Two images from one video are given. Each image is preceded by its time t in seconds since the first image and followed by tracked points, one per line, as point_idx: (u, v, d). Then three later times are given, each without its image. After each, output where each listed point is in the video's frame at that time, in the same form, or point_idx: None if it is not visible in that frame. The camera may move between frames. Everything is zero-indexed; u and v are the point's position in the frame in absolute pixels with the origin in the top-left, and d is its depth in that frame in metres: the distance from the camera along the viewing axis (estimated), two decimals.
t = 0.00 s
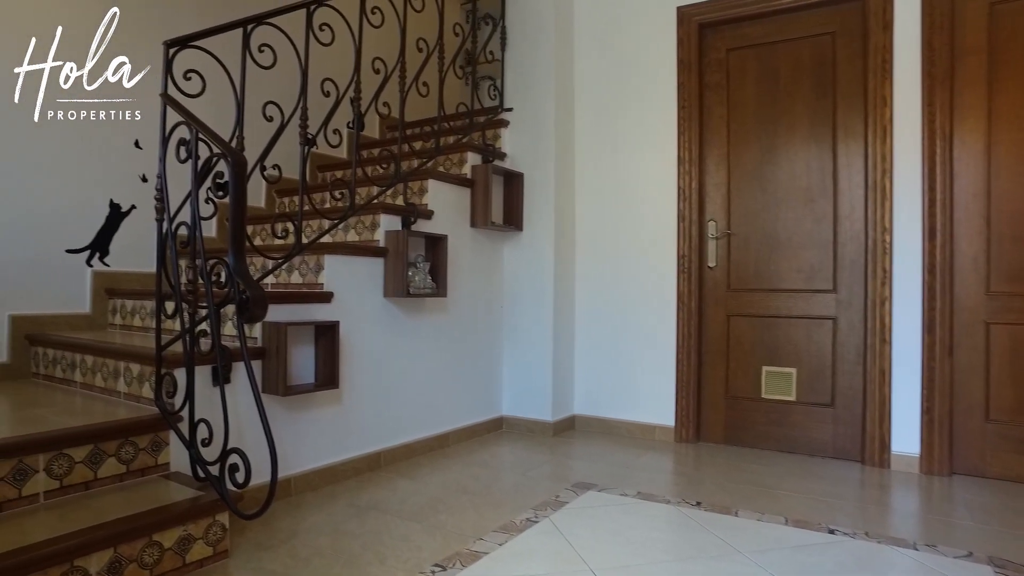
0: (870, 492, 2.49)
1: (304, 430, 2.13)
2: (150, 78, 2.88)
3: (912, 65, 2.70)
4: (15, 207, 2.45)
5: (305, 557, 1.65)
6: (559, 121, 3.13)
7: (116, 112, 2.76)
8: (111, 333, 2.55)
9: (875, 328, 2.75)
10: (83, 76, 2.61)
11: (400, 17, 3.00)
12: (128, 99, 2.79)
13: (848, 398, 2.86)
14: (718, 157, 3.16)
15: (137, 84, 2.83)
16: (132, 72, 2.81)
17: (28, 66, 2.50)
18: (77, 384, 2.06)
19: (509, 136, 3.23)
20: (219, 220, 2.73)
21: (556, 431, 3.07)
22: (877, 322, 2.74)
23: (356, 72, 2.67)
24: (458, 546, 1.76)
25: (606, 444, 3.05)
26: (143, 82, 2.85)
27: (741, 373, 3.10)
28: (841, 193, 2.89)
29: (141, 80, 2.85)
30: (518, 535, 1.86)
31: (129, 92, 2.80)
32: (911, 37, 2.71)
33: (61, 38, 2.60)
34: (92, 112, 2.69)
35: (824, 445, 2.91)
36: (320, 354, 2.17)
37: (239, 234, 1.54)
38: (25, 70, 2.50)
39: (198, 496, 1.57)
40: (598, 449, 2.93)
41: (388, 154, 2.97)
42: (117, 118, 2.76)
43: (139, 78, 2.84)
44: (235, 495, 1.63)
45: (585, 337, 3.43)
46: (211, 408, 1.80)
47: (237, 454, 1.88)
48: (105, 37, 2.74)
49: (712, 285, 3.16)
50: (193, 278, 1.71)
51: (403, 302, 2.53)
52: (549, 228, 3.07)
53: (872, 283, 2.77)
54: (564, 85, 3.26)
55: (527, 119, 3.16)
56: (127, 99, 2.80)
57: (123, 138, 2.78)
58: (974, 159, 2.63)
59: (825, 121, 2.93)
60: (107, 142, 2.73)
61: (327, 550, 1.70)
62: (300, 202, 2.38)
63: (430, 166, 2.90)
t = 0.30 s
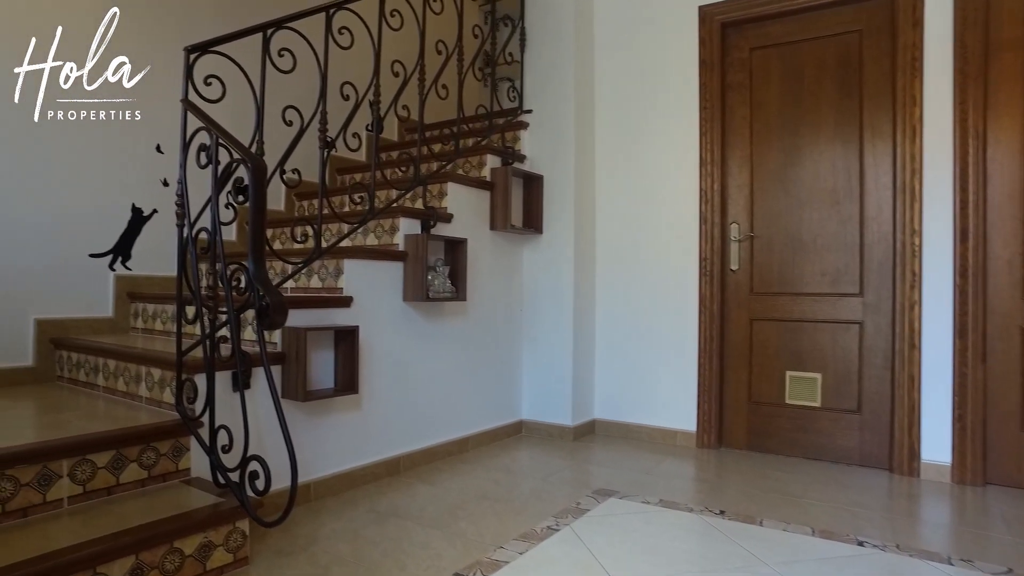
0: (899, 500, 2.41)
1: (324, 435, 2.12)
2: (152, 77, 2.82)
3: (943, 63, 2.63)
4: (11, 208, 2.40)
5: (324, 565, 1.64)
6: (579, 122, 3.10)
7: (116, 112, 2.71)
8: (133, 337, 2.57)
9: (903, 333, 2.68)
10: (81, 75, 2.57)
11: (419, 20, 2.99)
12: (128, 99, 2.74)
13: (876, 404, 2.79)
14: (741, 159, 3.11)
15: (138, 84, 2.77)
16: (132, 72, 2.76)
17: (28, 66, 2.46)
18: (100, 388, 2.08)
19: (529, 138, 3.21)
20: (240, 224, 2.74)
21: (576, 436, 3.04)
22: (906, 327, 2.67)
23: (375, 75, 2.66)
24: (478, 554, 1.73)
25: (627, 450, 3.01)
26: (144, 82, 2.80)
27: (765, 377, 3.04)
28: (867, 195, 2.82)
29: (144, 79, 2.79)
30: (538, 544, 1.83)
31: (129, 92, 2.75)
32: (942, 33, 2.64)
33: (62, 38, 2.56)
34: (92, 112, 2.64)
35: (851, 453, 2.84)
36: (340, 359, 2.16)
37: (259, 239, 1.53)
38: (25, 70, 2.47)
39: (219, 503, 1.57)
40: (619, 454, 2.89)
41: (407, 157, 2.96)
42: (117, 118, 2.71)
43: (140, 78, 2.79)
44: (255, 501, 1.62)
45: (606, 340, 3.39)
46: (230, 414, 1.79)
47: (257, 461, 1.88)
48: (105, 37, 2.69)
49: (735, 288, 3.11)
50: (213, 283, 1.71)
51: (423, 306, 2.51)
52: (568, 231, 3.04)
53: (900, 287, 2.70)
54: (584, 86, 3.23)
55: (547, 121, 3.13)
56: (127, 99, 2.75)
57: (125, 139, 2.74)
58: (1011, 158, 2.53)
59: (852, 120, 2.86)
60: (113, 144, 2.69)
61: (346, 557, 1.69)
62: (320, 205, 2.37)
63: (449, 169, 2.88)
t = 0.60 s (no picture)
0: (928, 511, 2.35)
1: (342, 440, 2.11)
2: (153, 77, 2.78)
3: (975, 61, 2.55)
4: (8, 209, 2.36)
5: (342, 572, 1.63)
6: (598, 124, 3.07)
7: (116, 112, 2.67)
8: (153, 341, 2.58)
9: (932, 339, 2.60)
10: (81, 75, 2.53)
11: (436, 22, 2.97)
12: (128, 99, 2.70)
13: (903, 411, 2.72)
14: (763, 160, 3.05)
15: (138, 84, 2.73)
16: (133, 72, 2.72)
17: (28, 66, 2.43)
18: (121, 393, 2.09)
19: (548, 140, 3.18)
20: (258, 228, 2.74)
21: (595, 440, 3.00)
22: (934, 333, 2.60)
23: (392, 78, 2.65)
24: (497, 564, 1.71)
25: (646, 455, 2.97)
26: (144, 82, 2.75)
27: (787, 383, 2.99)
28: (894, 197, 2.75)
29: (152, 81, 2.77)
30: (558, 553, 1.80)
31: (129, 92, 2.70)
32: (973, 30, 2.56)
33: (61, 38, 2.53)
34: (92, 112, 2.60)
35: (876, 461, 2.78)
36: (357, 365, 2.15)
37: (277, 246, 1.52)
38: (25, 70, 2.43)
39: (237, 509, 1.56)
40: (638, 460, 2.86)
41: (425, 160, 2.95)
42: (117, 118, 2.67)
43: (140, 78, 2.74)
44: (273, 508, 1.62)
45: (625, 344, 3.35)
46: (249, 420, 1.79)
47: (275, 467, 1.88)
48: (105, 37, 2.65)
49: (757, 292, 3.06)
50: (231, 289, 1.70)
51: (441, 310, 2.50)
52: (587, 234, 3.01)
53: (928, 291, 2.63)
54: (603, 87, 3.19)
55: (566, 123, 3.10)
56: (127, 99, 2.70)
57: (129, 140, 2.71)
58: None
59: (878, 121, 2.79)
60: (120, 146, 2.68)
61: (363, 565, 1.68)
62: (337, 210, 2.36)
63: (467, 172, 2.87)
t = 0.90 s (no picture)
0: (955, 522, 2.28)
1: (358, 446, 2.11)
2: (154, 77, 2.74)
3: (1004, 59, 2.48)
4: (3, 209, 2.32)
5: None
6: (615, 127, 3.04)
7: (116, 112, 2.63)
8: (172, 346, 2.60)
9: (958, 345, 2.54)
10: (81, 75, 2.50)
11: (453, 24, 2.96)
12: (128, 99, 2.66)
13: (928, 418, 2.66)
14: (783, 162, 3.00)
15: (138, 84, 2.69)
16: (132, 72, 2.68)
17: (28, 66, 2.41)
18: (139, 397, 2.10)
19: (565, 143, 3.16)
20: (275, 232, 2.75)
21: (612, 445, 2.98)
22: (960, 339, 2.53)
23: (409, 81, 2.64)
24: (515, 572, 1.69)
25: (664, 461, 2.93)
26: (144, 82, 2.71)
27: (808, 389, 2.93)
28: (918, 199, 2.69)
29: (159, 83, 2.76)
30: (576, 562, 1.78)
31: (128, 92, 2.66)
32: (1002, 27, 2.49)
33: (61, 38, 2.50)
34: (92, 112, 2.57)
35: (900, 469, 2.72)
36: (374, 370, 2.14)
37: (294, 253, 1.51)
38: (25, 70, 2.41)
39: (254, 516, 1.56)
40: (656, 465, 2.82)
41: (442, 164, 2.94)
42: (117, 118, 2.63)
43: (140, 78, 2.71)
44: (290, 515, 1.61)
45: (642, 348, 3.32)
46: (266, 426, 1.79)
47: (292, 472, 1.87)
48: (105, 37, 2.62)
49: (777, 296, 3.01)
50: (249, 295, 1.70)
51: (458, 315, 2.48)
52: (604, 237, 2.98)
53: (954, 295, 2.56)
54: (620, 90, 3.16)
55: (583, 126, 3.08)
56: (127, 99, 2.67)
57: (137, 143, 2.69)
58: None
59: (903, 122, 2.73)
60: (128, 148, 2.66)
61: (380, 572, 1.67)
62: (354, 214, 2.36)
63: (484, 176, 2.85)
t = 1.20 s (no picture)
0: (982, 535, 2.22)
1: (374, 453, 2.10)
2: (154, 77, 2.71)
3: None
4: (1, 210, 2.30)
5: None
6: (632, 130, 3.00)
7: (116, 112, 2.60)
8: (188, 351, 2.61)
9: (985, 353, 2.47)
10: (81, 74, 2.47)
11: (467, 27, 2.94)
12: (128, 99, 2.63)
13: (953, 427, 2.60)
14: (803, 165, 2.95)
15: (138, 84, 2.66)
16: (133, 72, 2.65)
17: (28, 66, 2.39)
18: (157, 404, 2.11)
19: (581, 146, 3.13)
20: (291, 237, 2.75)
21: (629, 452, 2.94)
22: (987, 346, 2.46)
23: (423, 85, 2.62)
24: None
25: (682, 467, 2.89)
26: (144, 82, 2.68)
27: (829, 396, 2.88)
28: (943, 203, 2.63)
29: (165, 85, 2.74)
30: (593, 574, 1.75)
31: (129, 92, 2.64)
32: None
33: (62, 38, 2.48)
34: (92, 112, 2.54)
35: (924, 478, 2.66)
36: (389, 378, 2.13)
37: (308, 262, 1.50)
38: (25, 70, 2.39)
39: (270, 526, 1.55)
40: (673, 472, 2.79)
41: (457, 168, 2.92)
42: (117, 118, 2.60)
43: (140, 78, 2.68)
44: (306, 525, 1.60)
45: (660, 353, 3.28)
46: (281, 434, 1.78)
47: (308, 480, 1.87)
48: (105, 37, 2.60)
49: (796, 301, 2.96)
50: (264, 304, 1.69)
51: (473, 321, 2.47)
52: (621, 242, 2.95)
53: (981, 302, 2.49)
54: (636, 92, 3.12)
55: (599, 129, 3.05)
56: (128, 99, 2.64)
57: (150, 147, 2.70)
58: None
59: (927, 123, 2.67)
60: (139, 152, 2.66)
61: None
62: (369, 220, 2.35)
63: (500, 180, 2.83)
